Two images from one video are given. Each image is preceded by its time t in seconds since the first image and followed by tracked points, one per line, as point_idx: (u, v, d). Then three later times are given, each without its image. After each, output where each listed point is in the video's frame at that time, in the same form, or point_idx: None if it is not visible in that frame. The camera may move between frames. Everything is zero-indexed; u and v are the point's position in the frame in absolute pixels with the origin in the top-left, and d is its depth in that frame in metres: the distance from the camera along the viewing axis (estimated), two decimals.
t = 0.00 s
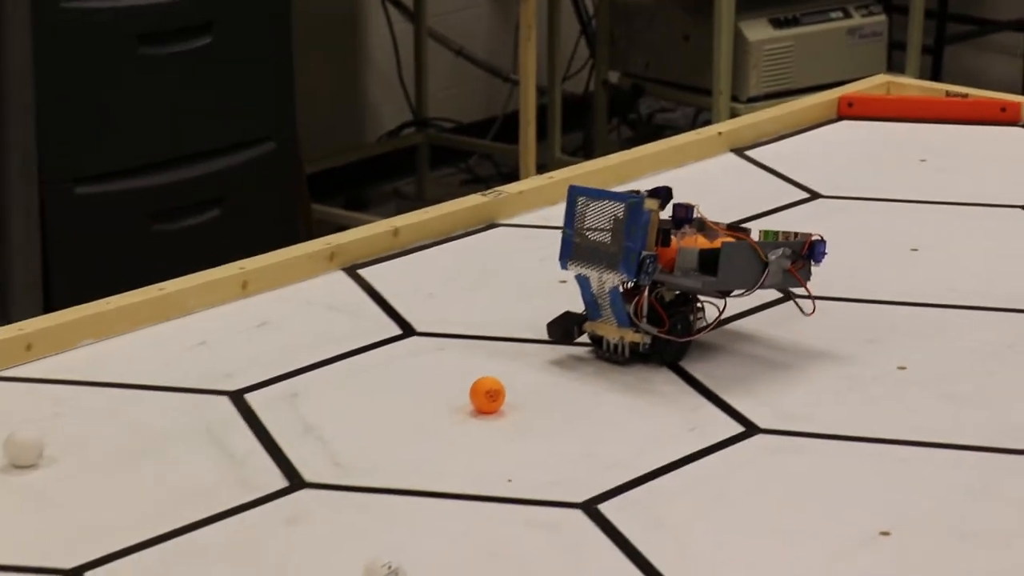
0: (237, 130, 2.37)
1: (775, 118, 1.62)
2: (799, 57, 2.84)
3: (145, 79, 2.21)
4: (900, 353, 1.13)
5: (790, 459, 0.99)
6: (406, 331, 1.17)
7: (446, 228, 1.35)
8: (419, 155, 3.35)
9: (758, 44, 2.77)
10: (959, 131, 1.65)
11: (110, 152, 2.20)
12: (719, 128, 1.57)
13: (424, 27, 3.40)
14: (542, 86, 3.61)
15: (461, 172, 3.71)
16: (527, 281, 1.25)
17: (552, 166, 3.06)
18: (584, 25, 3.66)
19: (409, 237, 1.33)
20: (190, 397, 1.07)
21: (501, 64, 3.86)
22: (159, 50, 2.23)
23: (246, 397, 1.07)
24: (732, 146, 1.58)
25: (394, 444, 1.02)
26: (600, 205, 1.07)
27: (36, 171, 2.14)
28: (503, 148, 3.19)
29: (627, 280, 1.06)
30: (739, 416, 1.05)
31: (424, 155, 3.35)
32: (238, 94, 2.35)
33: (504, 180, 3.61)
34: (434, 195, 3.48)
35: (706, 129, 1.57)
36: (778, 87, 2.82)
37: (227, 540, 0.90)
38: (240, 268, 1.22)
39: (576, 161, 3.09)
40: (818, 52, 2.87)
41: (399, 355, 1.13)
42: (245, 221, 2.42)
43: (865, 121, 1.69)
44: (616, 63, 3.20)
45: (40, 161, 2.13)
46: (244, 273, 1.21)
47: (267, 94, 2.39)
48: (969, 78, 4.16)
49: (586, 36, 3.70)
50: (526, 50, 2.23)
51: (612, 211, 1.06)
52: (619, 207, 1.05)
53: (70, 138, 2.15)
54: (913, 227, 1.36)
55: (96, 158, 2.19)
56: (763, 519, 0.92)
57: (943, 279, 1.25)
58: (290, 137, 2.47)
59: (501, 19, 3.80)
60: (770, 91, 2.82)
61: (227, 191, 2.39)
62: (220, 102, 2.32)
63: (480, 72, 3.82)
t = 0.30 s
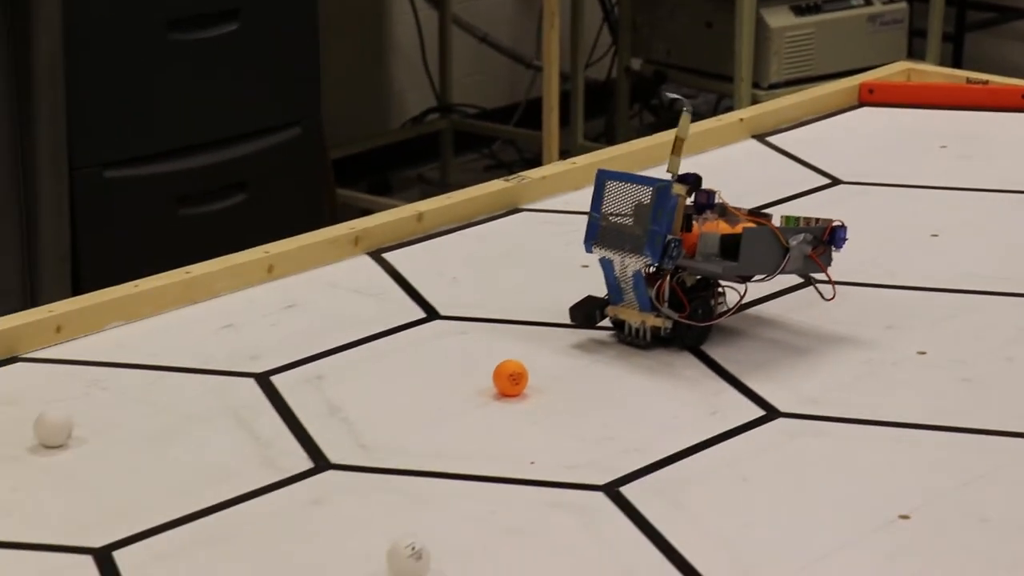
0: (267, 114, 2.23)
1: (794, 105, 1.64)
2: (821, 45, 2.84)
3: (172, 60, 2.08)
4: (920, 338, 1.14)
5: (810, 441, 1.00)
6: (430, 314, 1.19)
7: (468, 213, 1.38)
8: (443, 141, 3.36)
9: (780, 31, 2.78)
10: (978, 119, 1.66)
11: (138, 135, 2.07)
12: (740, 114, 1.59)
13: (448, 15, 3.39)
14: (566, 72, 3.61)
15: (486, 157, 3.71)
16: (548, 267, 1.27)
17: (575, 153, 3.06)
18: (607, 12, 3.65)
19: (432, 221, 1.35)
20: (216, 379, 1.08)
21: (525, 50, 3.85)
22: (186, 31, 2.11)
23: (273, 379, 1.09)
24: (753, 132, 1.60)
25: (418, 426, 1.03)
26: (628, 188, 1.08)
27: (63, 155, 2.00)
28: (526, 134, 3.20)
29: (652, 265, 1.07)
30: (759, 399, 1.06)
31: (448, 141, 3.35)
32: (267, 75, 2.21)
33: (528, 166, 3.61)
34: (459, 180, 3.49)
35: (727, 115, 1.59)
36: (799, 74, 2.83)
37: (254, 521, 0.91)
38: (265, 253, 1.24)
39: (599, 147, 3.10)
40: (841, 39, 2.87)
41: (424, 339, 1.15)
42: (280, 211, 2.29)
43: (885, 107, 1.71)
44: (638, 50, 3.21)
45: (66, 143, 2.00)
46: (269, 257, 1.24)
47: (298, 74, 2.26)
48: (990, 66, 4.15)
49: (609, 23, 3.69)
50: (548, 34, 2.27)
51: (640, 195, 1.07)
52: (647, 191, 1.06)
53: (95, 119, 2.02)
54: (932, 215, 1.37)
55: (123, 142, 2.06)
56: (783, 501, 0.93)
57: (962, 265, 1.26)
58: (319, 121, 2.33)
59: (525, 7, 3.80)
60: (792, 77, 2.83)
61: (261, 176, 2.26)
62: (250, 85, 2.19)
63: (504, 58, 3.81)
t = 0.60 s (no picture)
0: (291, 101, 2.21)
1: (816, 92, 1.65)
2: (842, 32, 2.82)
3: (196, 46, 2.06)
4: (941, 327, 1.13)
5: (831, 429, 1.00)
6: (452, 301, 1.19)
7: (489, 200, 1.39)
8: (464, 127, 3.36)
9: (801, 18, 2.77)
10: (1000, 108, 1.66)
11: (161, 121, 2.05)
12: (761, 102, 1.60)
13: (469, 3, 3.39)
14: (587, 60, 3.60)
15: (506, 144, 3.71)
16: (569, 256, 1.27)
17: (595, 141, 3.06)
18: None
19: (453, 209, 1.36)
20: (238, 365, 1.09)
21: (546, 37, 3.84)
22: (211, 16, 2.08)
23: (294, 365, 1.09)
24: (774, 119, 1.61)
25: (439, 412, 1.03)
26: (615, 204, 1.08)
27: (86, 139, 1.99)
28: (546, 121, 3.20)
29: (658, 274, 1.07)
30: (780, 388, 1.06)
31: (469, 126, 3.36)
32: (290, 61, 2.19)
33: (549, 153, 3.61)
34: (479, 168, 3.49)
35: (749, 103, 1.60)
36: (821, 62, 2.82)
37: (274, 506, 0.91)
38: (286, 239, 1.25)
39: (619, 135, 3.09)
40: (862, 27, 2.85)
41: (445, 326, 1.15)
42: (302, 198, 2.27)
43: (907, 95, 1.72)
44: (659, 38, 3.19)
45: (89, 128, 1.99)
46: (291, 243, 1.25)
47: (321, 59, 2.23)
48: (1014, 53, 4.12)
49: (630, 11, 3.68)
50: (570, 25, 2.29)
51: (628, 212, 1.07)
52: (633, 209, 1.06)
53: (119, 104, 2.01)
54: (953, 205, 1.37)
55: (146, 127, 2.04)
56: (804, 488, 0.92)
57: (985, 254, 1.26)
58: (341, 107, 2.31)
59: None
60: (814, 65, 2.81)
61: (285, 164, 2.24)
62: (273, 71, 2.17)
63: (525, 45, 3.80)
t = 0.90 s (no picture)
0: (308, 95, 2.21)
1: (835, 85, 1.65)
2: (861, 25, 2.82)
3: (217, 40, 2.04)
4: (959, 320, 1.13)
5: (849, 422, 1.00)
6: (470, 294, 1.20)
7: (507, 193, 1.39)
8: (482, 119, 3.37)
9: (820, 11, 2.76)
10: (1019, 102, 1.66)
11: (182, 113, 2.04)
12: (781, 95, 1.60)
13: None
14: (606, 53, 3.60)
15: (524, 137, 3.71)
16: (588, 248, 1.27)
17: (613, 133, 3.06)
18: None
19: (471, 202, 1.36)
20: (256, 357, 1.09)
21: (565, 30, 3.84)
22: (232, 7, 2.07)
23: (312, 357, 1.09)
24: (794, 112, 1.62)
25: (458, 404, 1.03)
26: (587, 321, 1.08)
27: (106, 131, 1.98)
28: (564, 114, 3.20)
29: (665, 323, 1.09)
30: (798, 380, 1.06)
31: (487, 119, 3.37)
32: (308, 54, 2.18)
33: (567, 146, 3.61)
34: (497, 160, 3.49)
35: (768, 95, 1.60)
36: (840, 54, 2.82)
37: (293, 498, 0.91)
38: (305, 232, 1.25)
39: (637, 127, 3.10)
40: (881, 20, 2.85)
41: (465, 318, 1.15)
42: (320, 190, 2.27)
43: (927, 88, 1.72)
44: (677, 30, 3.19)
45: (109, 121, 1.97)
46: (310, 236, 1.25)
47: (338, 52, 2.23)
48: None
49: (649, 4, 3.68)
50: (589, 18, 2.29)
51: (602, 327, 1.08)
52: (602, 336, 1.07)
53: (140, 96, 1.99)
54: (972, 198, 1.37)
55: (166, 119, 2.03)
56: (823, 482, 0.92)
57: (1005, 247, 1.26)
58: (358, 99, 2.31)
59: None
60: (832, 57, 2.81)
61: (302, 157, 2.24)
62: (293, 64, 2.16)
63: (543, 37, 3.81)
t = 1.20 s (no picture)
0: (322, 94, 2.21)
1: (850, 83, 1.65)
2: (876, 22, 2.82)
3: (231, 38, 2.05)
4: (974, 319, 1.13)
5: (864, 420, 1.00)
6: (485, 292, 1.20)
7: (521, 190, 1.39)
8: (496, 116, 3.37)
9: (836, 8, 2.76)
10: None
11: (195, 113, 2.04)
12: (795, 92, 1.60)
13: None
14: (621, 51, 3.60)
15: (538, 134, 3.71)
16: (603, 247, 1.28)
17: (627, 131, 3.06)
18: None
19: (485, 200, 1.36)
20: (270, 354, 1.09)
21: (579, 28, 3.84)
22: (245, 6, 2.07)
23: (327, 354, 1.09)
24: (809, 110, 1.61)
25: (473, 402, 1.03)
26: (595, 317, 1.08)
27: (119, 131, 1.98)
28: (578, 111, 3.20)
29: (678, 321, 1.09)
30: (812, 378, 1.06)
31: (501, 116, 3.37)
32: (322, 53, 2.18)
33: (581, 143, 3.61)
34: (511, 158, 3.49)
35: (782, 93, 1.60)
36: (856, 52, 2.81)
37: (309, 496, 0.91)
38: (320, 229, 1.26)
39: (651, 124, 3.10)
40: (897, 17, 2.84)
41: (480, 315, 1.16)
42: (333, 188, 2.27)
43: (942, 85, 1.72)
44: (693, 28, 3.18)
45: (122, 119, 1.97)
46: (324, 233, 1.25)
47: (352, 51, 2.23)
48: None
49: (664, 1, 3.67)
50: (604, 15, 2.30)
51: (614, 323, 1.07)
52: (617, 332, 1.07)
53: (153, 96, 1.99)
54: (987, 197, 1.37)
55: (178, 118, 2.03)
56: (838, 480, 0.92)
57: (1021, 245, 1.26)
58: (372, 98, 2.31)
59: None
60: (847, 55, 2.80)
61: (315, 155, 2.24)
62: (304, 63, 2.16)
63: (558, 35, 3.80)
